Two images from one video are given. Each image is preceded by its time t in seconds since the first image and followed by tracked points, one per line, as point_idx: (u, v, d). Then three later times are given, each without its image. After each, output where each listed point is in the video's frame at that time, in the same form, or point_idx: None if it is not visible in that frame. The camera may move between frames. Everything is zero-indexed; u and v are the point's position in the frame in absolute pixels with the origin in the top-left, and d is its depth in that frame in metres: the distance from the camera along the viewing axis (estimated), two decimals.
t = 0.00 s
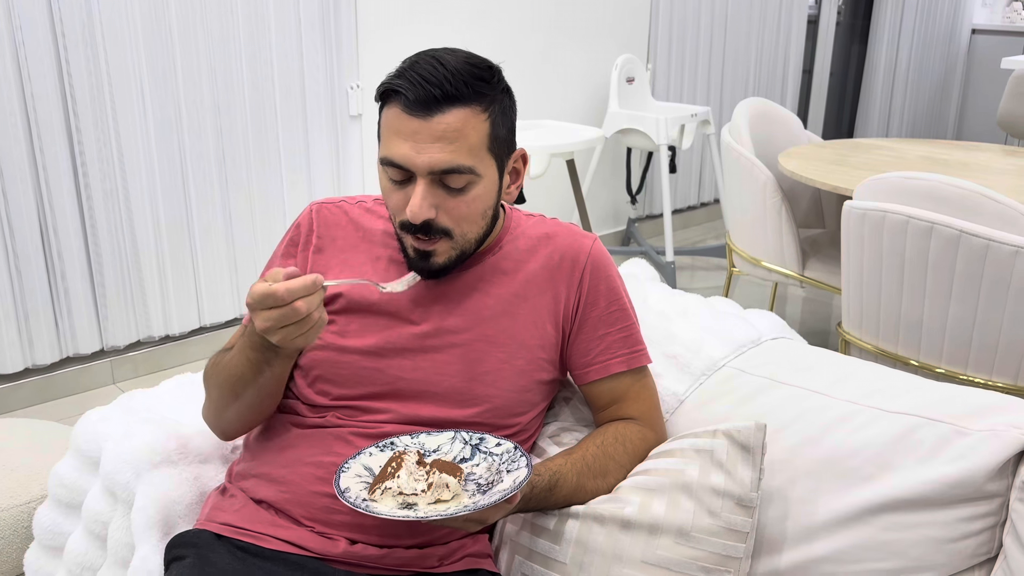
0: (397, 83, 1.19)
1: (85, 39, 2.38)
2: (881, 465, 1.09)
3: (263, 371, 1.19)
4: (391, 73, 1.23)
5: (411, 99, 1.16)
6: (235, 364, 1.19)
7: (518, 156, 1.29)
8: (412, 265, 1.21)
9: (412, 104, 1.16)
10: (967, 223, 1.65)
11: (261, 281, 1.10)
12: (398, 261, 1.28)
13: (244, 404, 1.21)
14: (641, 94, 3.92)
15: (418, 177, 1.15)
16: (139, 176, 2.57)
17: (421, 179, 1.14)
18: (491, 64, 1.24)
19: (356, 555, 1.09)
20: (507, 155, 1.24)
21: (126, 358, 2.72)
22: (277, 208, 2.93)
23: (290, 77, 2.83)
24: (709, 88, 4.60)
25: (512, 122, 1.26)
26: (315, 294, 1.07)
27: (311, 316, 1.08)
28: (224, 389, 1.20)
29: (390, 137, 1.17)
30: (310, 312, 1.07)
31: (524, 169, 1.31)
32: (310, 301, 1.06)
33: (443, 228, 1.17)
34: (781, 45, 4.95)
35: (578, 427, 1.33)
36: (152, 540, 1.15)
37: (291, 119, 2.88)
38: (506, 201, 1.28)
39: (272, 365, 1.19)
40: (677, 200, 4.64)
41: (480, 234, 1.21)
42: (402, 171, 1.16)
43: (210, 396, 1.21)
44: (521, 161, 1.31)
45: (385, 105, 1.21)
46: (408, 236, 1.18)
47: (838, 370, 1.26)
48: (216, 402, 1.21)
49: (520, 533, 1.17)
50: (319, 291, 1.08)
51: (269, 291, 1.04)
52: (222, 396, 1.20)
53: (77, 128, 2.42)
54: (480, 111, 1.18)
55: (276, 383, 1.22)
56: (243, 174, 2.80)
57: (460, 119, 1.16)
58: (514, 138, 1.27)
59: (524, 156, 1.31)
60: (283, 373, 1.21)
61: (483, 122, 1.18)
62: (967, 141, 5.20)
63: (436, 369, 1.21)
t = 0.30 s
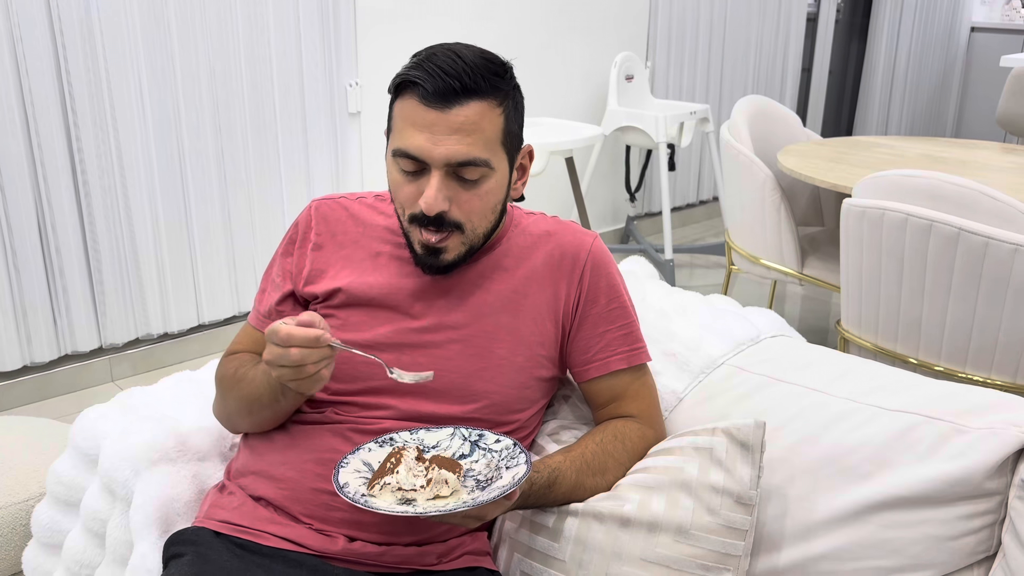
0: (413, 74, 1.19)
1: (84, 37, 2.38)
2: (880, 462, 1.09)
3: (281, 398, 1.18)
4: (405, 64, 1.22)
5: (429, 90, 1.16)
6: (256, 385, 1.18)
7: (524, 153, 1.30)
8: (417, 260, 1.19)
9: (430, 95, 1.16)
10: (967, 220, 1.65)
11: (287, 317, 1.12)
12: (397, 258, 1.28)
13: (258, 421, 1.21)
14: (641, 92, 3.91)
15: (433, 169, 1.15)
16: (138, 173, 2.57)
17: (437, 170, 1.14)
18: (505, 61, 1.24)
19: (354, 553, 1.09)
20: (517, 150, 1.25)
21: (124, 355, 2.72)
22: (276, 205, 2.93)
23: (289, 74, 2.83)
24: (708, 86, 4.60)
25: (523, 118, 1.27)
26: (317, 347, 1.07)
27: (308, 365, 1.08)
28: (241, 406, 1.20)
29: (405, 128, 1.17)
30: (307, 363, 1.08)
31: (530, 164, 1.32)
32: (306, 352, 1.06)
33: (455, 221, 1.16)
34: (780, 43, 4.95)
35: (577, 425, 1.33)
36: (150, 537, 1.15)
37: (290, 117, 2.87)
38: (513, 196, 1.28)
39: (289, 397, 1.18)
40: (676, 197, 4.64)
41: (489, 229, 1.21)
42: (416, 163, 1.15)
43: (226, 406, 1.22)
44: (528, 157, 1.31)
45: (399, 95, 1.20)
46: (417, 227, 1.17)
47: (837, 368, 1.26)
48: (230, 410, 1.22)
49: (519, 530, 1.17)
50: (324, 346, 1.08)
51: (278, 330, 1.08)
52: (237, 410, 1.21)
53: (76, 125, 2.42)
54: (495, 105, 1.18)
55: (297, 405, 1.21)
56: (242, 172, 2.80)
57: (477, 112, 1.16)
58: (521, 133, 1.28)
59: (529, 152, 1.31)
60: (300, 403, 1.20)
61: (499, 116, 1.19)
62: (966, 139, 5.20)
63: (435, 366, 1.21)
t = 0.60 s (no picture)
0: (413, 69, 1.19)
1: (83, 37, 2.38)
2: (880, 461, 1.09)
3: (290, 404, 1.18)
4: (404, 59, 1.22)
5: (430, 83, 1.16)
6: (267, 389, 1.19)
7: (523, 146, 1.30)
8: (415, 251, 1.18)
9: (431, 88, 1.16)
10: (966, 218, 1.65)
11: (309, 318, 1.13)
12: (396, 256, 1.28)
13: (263, 424, 1.21)
14: (640, 90, 3.91)
15: (435, 162, 1.15)
16: (137, 171, 2.56)
17: (439, 163, 1.14)
18: (504, 54, 1.24)
19: (354, 551, 1.09)
20: (516, 143, 1.24)
21: (123, 354, 2.72)
22: (275, 204, 2.93)
23: (288, 72, 2.83)
24: (707, 84, 4.60)
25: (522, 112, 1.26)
26: (329, 351, 1.07)
27: (316, 367, 1.08)
28: (248, 409, 1.20)
29: (406, 122, 1.17)
30: (316, 364, 1.08)
31: (529, 159, 1.31)
32: (316, 353, 1.07)
33: (457, 214, 1.16)
34: (779, 41, 4.94)
35: (577, 423, 1.33)
36: (150, 535, 1.15)
37: (289, 115, 2.87)
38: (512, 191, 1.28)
39: (298, 404, 1.18)
40: (675, 196, 4.64)
41: (490, 222, 1.20)
42: (418, 156, 1.15)
43: (233, 408, 1.22)
44: (527, 151, 1.31)
45: (398, 90, 1.20)
46: (418, 220, 1.16)
47: (837, 366, 1.26)
48: (235, 412, 1.22)
49: (519, 528, 1.17)
50: (336, 351, 1.08)
51: (296, 326, 1.08)
52: (244, 412, 1.21)
53: (74, 123, 2.41)
54: (495, 97, 1.18)
55: (304, 412, 1.21)
56: (241, 170, 2.79)
57: (478, 104, 1.16)
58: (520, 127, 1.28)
59: (529, 146, 1.31)
60: (309, 411, 1.20)
61: (499, 108, 1.19)
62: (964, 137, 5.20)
63: (434, 364, 1.21)
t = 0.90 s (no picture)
0: (407, 68, 1.19)
1: (82, 35, 2.37)
2: (878, 460, 1.09)
3: (289, 404, 1.18)
4: (398, 59, 1.22)
5: (423, 82, 1.16)
6: (268, 386, 1.19)
7: (520, 144, 1.29)
8: (420, 254, 1.19)
9: (424, 86, 1.16)
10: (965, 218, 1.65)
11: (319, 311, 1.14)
12: (394, 255, 1.28)
13: (262, 424, 1.20)
14: (638, 89, 3.91)
15: (431, 161, 1.15)
16: (135, 170, 2.56)
17: (434, 162, 1.14)
18: (498, 51, 1.24)
19: (353, 550, 1.09)
20: (512, 140, 1.24)
21: (122, 353, 2.72)
22: (273, 203, 2.93)
23: (286, 71, 2.82)
24: (705, 84, 4.60)
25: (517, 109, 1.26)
26: (331, 340, 1.08)
27: (316, 355, 1.08)
28: (248, 406, 1.20)
29: (400, 121, 1.16)
30: (315, 352, 1.08)
31: (525, 156, 1.31)
32: (317, 338, 1.07)
33: (455, 213, 1.16)
34: (778, 40, 4.95)
35: (575, 422, 1.33)
36: (148, 535, 1.15)
37: (288, 114, 2.87)
38: (510, 189, 1.28)
39: (297, 404, 1.18)
40: (674, 195, 4.64)
41: (488, 220, 1.20)
42: (413, 155, 1.15)
43: (232, 406, 1.21)
44: (523, 148, 1.31)
45: (392, 90, 1.20)
46: (417, 222, 1.16)
47: (835, 366, 1.26)
48: (234, 411, 1.21)
49: (518, 528, 1.17)
50: (338, 342, 1.08)
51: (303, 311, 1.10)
52: (244, 411, 1.20)
53: (73, 122, 2.41)
54: (490, 94, 1.18)
55: (303, 414, 1.21)
56: (240, 169, 2.79)
57: (472, 101, 1.16)
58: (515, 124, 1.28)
59: (525, 143, 1.31)
60: (308, 411, 1.19)
61: (493, 105, 1.18)
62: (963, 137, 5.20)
63: (433, 363, 1.21)
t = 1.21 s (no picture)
0: (404, 66, 1.19)
1: (80, 34, 2.37)
2: (877, 459, 1.09)
3: (289, 403, 1.18)
4: (396, 56, 1.22)
5: (420, 80, 1.16)
6: (268, 385, 1.18)
7: (518, 141, 1.29)
8: (423, 247, 1.18)
9: (421, 84, 1.16)
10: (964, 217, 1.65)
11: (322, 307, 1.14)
12: (393, 254, 1.28)
13: (262, 423, 1.20)
14: (637, 88, 3.91)
15: (429, 158, 1.15)
16: (134, 169, 2.56)
17: (431, 160, 1.14)
18: (495, 49, 1.24)
19: (352, 549, 1.09)
20: (511, 137, 1.24)
21: (121, 352, 2.71)
22: (272, 203, 2.93)
23: (285, 70, 2.82)
24: (704, 83, 4.60)
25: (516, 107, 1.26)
26: (332, 335, 1.08)
27: (316, 348, 1.09)
28: (247, 405, 1.20)
29: (398, 119, 1.16)
30: (316, 346, 1.08)
31: (524, 154, 1.31)
32: (318, 331, 1.07)
33: (454, 209, 1.16)
34: (777, 40, 4.95)
35: (574, 421, 1.33)
36: (147, 533, 1.15)
37: (286, 113, 2.87)
38: (509, 187, 1.28)
39: (297, 402, 1.17)
40: (673, 194, 4.64)
41: (489, 216, 1.20)
42: (410, 153, 1.15)
43: (232, 405, 1.21)
44: (522, 146, 1.31)
45: (390, 88, 1.20)
46: (418, 219, 1.16)
47: (834, 365, 1.26)
48: (234, 411, 1.21)
49: (517, 526, 1.17)
50: (339, 337, 1.08)
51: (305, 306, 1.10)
52: (244, 410, 1.20)
53: (71, 121, 2.41)
54: (487, 92, 1.18)
55: (303, 414, 1.20)
56: (238, 168, 2.79)
57: (469, 99, 1.16)
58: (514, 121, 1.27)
59: (524, 141, 1.31)
60: (307, 411, 1.19)
61: (491, 103, 1.18)
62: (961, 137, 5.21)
63: (432, 362, 1.20)
